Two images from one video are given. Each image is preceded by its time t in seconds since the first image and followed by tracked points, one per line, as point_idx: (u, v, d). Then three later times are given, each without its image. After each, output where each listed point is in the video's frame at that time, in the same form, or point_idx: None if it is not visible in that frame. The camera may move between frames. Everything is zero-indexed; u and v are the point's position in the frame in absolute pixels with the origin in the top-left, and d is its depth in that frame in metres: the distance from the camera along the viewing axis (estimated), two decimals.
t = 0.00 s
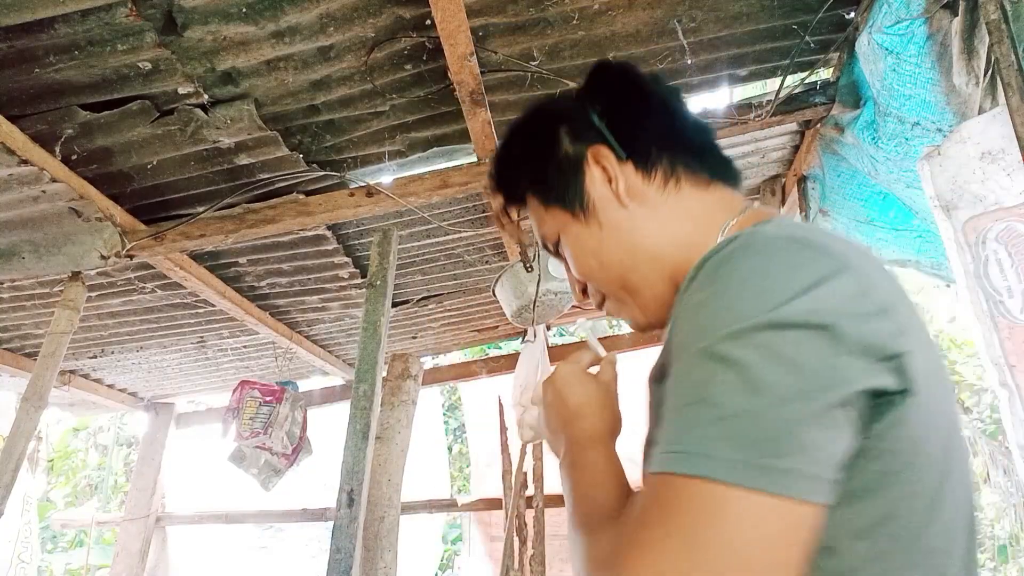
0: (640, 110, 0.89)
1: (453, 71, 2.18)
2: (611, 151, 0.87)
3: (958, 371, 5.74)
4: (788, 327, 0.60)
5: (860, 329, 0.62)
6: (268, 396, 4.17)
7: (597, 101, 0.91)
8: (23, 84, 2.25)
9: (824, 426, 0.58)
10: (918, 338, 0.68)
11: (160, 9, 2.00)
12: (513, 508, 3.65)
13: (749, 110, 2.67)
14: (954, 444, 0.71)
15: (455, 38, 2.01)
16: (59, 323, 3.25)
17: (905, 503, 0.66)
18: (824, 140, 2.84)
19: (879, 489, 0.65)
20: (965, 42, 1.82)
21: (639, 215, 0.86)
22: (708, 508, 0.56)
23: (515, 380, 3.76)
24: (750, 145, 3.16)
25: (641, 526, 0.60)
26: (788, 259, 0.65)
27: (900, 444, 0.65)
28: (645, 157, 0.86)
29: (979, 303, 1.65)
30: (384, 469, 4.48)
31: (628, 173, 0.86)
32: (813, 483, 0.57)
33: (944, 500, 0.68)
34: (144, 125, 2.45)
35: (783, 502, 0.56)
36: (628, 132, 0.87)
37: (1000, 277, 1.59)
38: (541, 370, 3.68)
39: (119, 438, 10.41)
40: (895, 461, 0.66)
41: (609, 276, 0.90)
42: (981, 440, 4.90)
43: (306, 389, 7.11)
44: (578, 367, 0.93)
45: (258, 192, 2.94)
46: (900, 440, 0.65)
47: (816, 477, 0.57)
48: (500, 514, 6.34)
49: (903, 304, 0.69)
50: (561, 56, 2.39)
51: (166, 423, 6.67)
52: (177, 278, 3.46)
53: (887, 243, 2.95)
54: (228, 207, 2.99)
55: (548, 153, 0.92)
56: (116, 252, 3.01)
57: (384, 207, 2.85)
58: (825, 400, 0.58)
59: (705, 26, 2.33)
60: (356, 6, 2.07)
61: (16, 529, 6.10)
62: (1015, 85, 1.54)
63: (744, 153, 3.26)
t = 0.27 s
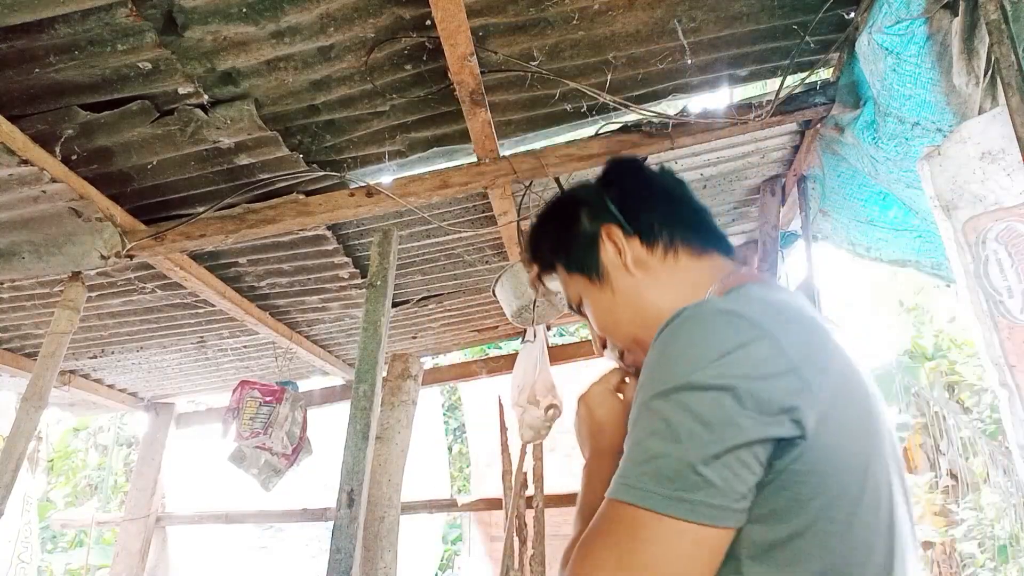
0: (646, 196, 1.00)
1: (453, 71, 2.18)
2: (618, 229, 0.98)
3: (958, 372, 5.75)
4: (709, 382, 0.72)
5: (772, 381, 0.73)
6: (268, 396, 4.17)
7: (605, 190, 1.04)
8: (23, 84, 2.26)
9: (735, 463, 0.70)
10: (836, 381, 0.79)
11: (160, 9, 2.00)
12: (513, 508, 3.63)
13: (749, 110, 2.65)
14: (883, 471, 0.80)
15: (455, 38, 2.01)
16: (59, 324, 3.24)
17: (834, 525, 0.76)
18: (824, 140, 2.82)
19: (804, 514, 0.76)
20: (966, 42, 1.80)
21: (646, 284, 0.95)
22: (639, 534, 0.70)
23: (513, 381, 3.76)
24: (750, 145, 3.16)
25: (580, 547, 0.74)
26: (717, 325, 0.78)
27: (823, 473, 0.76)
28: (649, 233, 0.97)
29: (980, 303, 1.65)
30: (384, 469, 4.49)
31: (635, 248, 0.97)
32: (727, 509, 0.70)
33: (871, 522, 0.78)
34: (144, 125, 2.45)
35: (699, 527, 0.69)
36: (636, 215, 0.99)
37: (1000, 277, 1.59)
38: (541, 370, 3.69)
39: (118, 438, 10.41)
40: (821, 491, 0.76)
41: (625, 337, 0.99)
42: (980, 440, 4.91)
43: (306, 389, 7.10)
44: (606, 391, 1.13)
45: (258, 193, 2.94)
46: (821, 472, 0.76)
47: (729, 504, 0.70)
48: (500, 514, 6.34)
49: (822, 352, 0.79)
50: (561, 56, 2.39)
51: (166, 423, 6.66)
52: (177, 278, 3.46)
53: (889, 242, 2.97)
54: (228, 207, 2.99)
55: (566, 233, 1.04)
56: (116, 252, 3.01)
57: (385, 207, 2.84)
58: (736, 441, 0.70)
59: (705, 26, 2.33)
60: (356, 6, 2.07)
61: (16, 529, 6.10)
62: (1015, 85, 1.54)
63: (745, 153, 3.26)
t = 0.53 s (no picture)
0: (654, 248, 1.32)
1: (453, 71, 2.18)
2: (630, 273, 1.31)
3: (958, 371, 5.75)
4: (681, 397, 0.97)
5: (732, 397, 0.97)
6: (268, 396, 4.16)
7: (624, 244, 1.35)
8: (23, 84, 2.26)
9: (699, 459, 0.94)
10: (785, 399, 1.02)
11: (160, 9, 2.00)
12: (513, 509, 3.63)
13: (749, 110, 2.65)
14: (829, 473, 1.02)
15: (454, 38, 2.01)
16: (58, 324, 3.24)
17: (780, 513, 0.99)
18: (824, 140, 2.84)
19: (758, 504, 0.98)
20: (964, 42, 1.81)
21: (648, 317, 1.28)
22: (626, 522, 0.93)
23: (513, 382, 3.77)
24: (750, 145, 3.17)
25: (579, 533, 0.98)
26: (689, 352, 1.03)
27: (773, 473, 0.98)
28: (654, 279, 1.29)
29: (979, 302, 1.64)
30: (383, 469, 4.49)
31: (642, 288, 1.29)
32: (692, 495, 0.94)
33: (813, 510, 0.99)
34: (144, 125, 2.45)
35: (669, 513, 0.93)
36: (646, 263, 1.31)
37: (1000, 277, 1.59)
38: (541, 371, 3.69)
39: (118, 438, 10.41)
40: (771, 486, 0.99)
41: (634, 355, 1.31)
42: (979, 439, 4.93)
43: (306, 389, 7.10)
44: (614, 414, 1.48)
45: (258, 193, 2.94)
46: (772, 471, 0.98)
47: (692, 493, 0.94)
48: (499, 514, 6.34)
49: (773, 374, 1.03)
50: (561, 56, 2.39)
51: (166, 423, 6.66)
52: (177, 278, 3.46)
53: (887, 243, 2.95)
54: (228, 207, 2.99)
55: (592, 277, 1.37)
56: (116, 252, 3.01)
57: (384, 207, 2.84)
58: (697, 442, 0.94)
59: (705, 26, 2.33)
60: (355, 6, 2.07)
61: (15, 529, 6.10)
62: (1015, 85, 1.54)
63: (745, 153, 3.26)
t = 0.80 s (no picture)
0: (651, 272, 1.45)
1: (453, 70, 2.18)
2: (628, 297, 1.44)
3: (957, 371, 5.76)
4: (634, 397, 1.13)
5: (678, 396, 1.12)
6: (267, 395, 4.16)
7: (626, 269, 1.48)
8: (22, 84, 2.26)
9: (646, 451, 1.09)
10: (732, 399, 1.15)
11: (159, 8, 2.00)
12: (513, 509, 3.63)
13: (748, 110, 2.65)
14: (776, 469, 1.13)
15: (454, 38, 2.01)
16: (58, 323, 3.24)
17: (730, 501, 1.12)
18: (823, 140, 2.84)
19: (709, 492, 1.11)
20: (964, 42, 1.81)
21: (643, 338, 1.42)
22: (588, 505, 1.08)
23: (512, 381, 3.78)
24: (750, 145, 3.17)
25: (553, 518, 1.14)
26: (651, 359, 1.18)
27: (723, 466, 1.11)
28: (650, 304, 1.42)
29: (979, 302, 1.64)
30: (383, 469, 4.48)
31: (638, 311, 1.43)
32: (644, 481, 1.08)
33: (757, 502, 1.12)
34: (143, 125, 2.45)
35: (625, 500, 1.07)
36: (643, 287, 1.44)
37: (1000, 277, 1.59)
38: (541, 371, 3.69)
39: (118, 438, 10.41)
40: (719, 477, 1.11)
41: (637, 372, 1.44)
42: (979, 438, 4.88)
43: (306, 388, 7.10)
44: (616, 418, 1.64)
45: (257, 193, 2.94)
46: (718, 463, 1.12)
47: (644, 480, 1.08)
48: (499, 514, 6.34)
49: (723, 378, 1.16)
50: (560, 56, 2.39)
51: (165, 423, 6.66)
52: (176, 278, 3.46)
53: (887, 243, 2.94)
54: (227, 207, 2.99)
55: (596, 298, 1.50)
56: (115, 252, 3.01)
57: (384, 207, 2.84)
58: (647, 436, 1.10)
59: (704, 26, 2.33)
60: (355, 6, 2.07)
61: (14, 529, 6.09)
62: (1015, 84, 1.54)
63: (744, 153, 3.26)
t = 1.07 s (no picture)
0: (635, 282, 1.47)
1: (453, 71, 2.18)
2: (609, 308, 1.48)
3: (958, 371, 5.76)
4: (586, 414, 1.17)
5: (625, 411, 1.16)
6: (268, 395, 4.16)
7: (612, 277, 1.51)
8: (22, 84, 2.26)
9: (596, 465, 1.14)
10: (680, 411, 1.19)
11: (159, 8, 2.00)
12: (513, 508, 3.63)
13: (748, 110, 2.65)
14: (722, 479, 1.17)
15: (454, 38, 2.01)
16: (58, 323, 3.24)
17: (679, 511, 1.16)
18: (823, 140, 2.84)
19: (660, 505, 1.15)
20: (964, 42, 1.81)
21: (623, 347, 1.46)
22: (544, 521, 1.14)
23: (512, 381, 3.78)
24: (750, 145, 3.17)
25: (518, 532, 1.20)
26: (605, 376, 1.22)
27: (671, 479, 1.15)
28: (629, 314, 1.46)
29: (979, 302, 1.64)
30: (383, 469, 4.48)
31: (618, 321, 1.47)
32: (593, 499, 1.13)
33: (703, 511, 1.15)
34: (143, 125, 2.45)
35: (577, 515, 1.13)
36: (622, 297, 1.47)
37: (1000, 277, 1.58)
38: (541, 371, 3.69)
39: (118, 438, 10.41)
40: (666, 487, 1.16)
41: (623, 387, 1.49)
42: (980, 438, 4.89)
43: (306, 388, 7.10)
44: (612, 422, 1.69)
45: (258, 193, 2.94)
46: (665, 474, 1.16)
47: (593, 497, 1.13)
48: (499, 514, 6.34)
49: (672, 391, 1.20)
50: (560, 56, 2.39)
51: (165, 423, 6.66)
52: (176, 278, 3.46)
53: (887, 243, 2.94)
54: (227, 207, 2.99)
55: (582, 307, 1.54)
56: (115, 252, 3.01)
57: (384, 207, 2.84)
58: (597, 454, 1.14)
59: (704, 26, 2.33)
60: (355, 6, 2.07)
61: (14, 529, 6.08)
62: (1015, 84, 1.54)
63: (744, 153, 3.27)
